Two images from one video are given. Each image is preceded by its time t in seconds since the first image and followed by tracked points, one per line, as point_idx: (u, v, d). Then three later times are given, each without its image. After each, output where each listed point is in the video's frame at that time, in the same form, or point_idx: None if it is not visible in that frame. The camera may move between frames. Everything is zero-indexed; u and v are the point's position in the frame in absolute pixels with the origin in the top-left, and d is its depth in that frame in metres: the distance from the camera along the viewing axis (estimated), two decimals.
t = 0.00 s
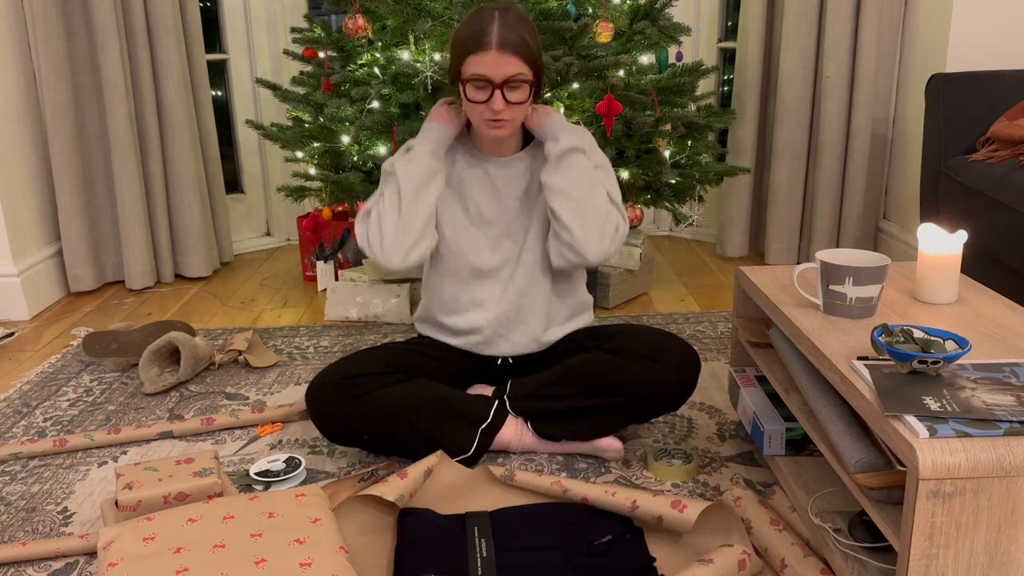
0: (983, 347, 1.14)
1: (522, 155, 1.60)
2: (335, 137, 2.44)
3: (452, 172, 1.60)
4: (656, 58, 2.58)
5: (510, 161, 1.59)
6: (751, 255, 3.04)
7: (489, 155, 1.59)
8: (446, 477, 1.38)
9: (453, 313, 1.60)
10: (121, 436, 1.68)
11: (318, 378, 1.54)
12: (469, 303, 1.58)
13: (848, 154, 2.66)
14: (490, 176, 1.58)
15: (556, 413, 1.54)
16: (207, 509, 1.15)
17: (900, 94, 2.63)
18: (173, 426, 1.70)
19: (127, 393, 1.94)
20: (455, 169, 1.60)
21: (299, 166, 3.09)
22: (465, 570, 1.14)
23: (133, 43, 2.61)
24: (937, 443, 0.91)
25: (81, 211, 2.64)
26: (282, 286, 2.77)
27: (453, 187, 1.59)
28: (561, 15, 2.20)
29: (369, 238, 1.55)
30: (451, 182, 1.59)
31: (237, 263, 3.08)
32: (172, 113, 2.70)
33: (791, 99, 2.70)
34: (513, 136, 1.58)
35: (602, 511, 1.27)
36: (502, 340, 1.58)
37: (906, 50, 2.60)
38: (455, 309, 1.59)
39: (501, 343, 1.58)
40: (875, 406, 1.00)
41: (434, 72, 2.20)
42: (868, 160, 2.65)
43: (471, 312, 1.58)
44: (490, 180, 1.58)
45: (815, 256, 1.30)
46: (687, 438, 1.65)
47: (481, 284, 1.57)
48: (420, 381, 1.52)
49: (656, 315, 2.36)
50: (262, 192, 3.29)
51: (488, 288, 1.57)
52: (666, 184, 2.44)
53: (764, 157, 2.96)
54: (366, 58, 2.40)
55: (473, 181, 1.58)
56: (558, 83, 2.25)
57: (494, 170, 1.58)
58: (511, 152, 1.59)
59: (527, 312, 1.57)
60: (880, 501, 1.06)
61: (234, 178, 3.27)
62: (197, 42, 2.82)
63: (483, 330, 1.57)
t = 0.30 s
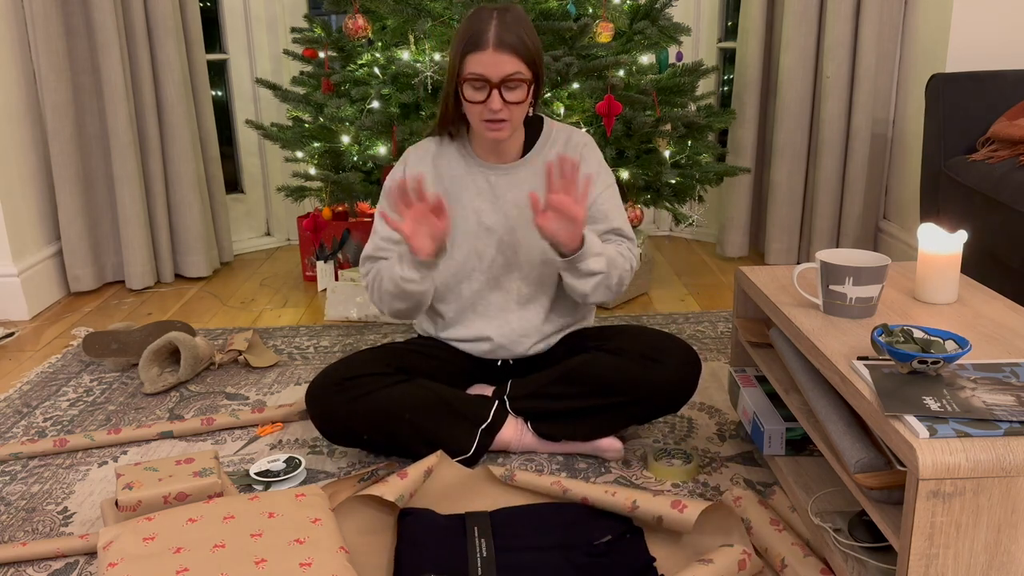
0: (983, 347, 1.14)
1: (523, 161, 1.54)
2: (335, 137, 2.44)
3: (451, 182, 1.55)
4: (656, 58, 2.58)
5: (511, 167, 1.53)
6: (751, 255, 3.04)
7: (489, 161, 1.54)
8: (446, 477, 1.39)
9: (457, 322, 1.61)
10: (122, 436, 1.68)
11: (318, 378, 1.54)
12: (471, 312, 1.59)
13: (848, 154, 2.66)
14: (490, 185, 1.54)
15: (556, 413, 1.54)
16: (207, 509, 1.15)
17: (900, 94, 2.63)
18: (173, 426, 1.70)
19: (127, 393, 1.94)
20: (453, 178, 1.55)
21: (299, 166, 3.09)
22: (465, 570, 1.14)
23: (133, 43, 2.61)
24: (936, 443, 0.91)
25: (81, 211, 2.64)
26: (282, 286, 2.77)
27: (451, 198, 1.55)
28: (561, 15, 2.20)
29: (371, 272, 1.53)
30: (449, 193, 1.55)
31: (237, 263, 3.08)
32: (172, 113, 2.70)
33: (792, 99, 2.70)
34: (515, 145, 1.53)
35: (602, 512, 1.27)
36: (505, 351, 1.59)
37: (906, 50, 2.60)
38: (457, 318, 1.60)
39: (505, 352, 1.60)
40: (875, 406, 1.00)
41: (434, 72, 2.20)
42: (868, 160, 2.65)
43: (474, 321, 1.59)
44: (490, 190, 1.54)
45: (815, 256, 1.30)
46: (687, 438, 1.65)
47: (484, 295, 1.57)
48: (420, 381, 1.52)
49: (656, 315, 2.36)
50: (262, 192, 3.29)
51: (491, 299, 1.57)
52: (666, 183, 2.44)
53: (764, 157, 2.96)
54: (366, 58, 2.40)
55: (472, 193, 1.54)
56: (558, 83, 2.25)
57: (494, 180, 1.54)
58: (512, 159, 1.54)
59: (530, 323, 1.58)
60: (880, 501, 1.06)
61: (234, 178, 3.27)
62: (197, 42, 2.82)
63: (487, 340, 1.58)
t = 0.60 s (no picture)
0: (983, 347, 1.14)
1: (523, 166, 1.54)
2: (335, 137, 2.45)
3: (450, 188, 1.56)
4: (656, 58, 2.58)
5: (510, 173, 1.54)
6: (751, 255, 3.04)
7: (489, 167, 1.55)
8: (446, 477, 1.39)
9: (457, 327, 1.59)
10: (122, 436, 1.68)
11: (319, 379, 1.54)
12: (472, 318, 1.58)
13: (848, 154, 2.66)
14: (489, 191, 1.54)
15: (556, 413, 1.54)
16: (207, 509, 1.15)
17: (900, 94, 2.63)
18: (173, 426, 1.70)
19: (127, 393, 1.94)
20: (452, 184, 1.56)
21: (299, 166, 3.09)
22: (465, 570, 1.14)
23: (133, 43, 2.61)
24: (937, 442, 0.91)
25: (81, 211, 2.64)
26: (282, 286, 2.77)
27: (451, 204, 1.56)
28: (561, 15, 2.21)
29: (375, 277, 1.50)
30: (449, 199, 1.56)
31: (237, 263, 3.08)
32: (172, 113, 2.70)
33: (791, 99, 2.70)
34: (515, 151, 1.54)
35: (602, 511, 1.27)
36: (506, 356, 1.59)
37: (906, 50, 2.60)
38: (458, 323, 1.59)
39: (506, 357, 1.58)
40: (875, 406, 1.00)
41: (435, 72, 2.20)
42: (868, 160, 2.65)
43: (475, 327, 1.58)
44: (490, 196, 1.54)
45: (815, 255, 1.30)
46: (686, 438, 1.65)
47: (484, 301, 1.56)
48: (420, 382, 1.52)
49: (656, 315, 2.36)
50: (262, 193, 3.29)
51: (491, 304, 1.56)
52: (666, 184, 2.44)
53: (764, 157, 2.96)
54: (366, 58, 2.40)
55: (472, 198, 1.54)
56: (558, 83, 2.25)
57: (493, 185, 1.54)
58: (512, 164, 1.55)
59: (530, 328, 1.57)
60: (880, 501, 1.06)
61: (234, 178, 3.27)
62: (197, 42, 2.82)
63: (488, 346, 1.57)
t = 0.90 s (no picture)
0: (983, 347, 1.14)
1: (523, 175, 1.51)
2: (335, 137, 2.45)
3: (451, 197, 1.53)
4: (656, 58, 2.58)
5: (511, 182, 1.51)
6: (751, 255, 3.04)
7: (490, 177, 1.51)
8: (446, 477, 1.39)
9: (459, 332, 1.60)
10: (122, 436, 1.68)
11: (319, 379, 1.54)
12: (473, 324, 1.58)
13: (848, 154, 2.66)
14: (490, 201, 1.52)
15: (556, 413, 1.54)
16: (207, 509, 1.15)
17: (900, 94, 2.63)
18: (173, 426, 1.70)
19: (127, 393, 1.94)
20: (452, 193, 1.53)
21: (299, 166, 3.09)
22: (465, 570, 1.14)
23: (133, 43, 2.61)
24: (937, 443, 0.91)
25: (81, 211, 2.64)
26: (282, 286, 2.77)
27: (451, 213, 1.53)
28: (561, 15, 2.21)
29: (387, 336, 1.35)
30: (450, 208, 1.53)
31: (237, 263, 3.08)
32: (172, 113, 2.70)
33: (791, 99, 2.70)
34: (514, 159, 1.48)
35: (602, 512, 1.28)
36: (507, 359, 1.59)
37: (906, 49, 2.60)
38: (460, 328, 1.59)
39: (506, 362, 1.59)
40: (875, 406, 1.00)
41: (435, 72, 2.20)
42: (868, 160, 2.65)
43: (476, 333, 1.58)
44: (490, 206, 1.52)
45: (815, 256, 1.30)
46: (687, 438, 1.65)
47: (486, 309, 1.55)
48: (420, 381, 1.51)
49: (656, 315, 2.36)
50: (262, 193, 3.29)
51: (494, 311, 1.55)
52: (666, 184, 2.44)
53: (764, 157, 2.96)
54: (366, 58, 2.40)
55: (473, 208, 1.52)
56: (558, 83, 2.25)
57: (493, 195, 1.51)
58: (511, 174, 1.50)
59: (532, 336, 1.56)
60: (880, 501, 1.06)
61: (234, 178, 3.27)
62: (197, 42, 2.82)
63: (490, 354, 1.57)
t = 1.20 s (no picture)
0: (983, 347, 1.14)
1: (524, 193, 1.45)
2: (335, 137, 2.45)
3: (460, 219, 1.47)
4: (656, 58, 2.57)
5: (513, 201, 1.45)
6: (751, 255, 3.04)
7: (491, 196, 1.46)
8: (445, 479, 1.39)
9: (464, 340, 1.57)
10: (121, 436, 1.68)
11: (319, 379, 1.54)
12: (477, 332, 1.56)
13: (848, 155, 2.66)
14: (494, 219, 1.46)
15: (556, 416, 1.53)
16: (207, 509, 1.15)
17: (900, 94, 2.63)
18: (173, 426, 1.70)
19: (127, 393, 1.94)
20: (462, 216, 1.46)
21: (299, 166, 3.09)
22: (465, 570, 1.13)
23: (133, 43, 2.61)
24: (937, 442, 0.91)
25: (81, 211, 2.64)
26: (282, 286, 2.77)
27: (461, 235, 1.47)
28: (561, 15, 2.21)
29: (423, 449, 1.15)
30: (458, 228, 1.47)
31: (237, 263, 3.08)
32: (172, 113, 2.70)
33: (792, 99, 2.70)
34: (515, 176, 1.42)
35: (602, 512, 1.28)
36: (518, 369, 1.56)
37: (906, 49, 2.60)
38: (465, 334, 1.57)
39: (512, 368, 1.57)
40: (875, 406, 1.00)
41: (435, 72, 2.20)
42: (868, 160, 2.65)
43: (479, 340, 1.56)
44: (495, 223, 1.47)
45: (815, 256, 1.30)
46: (687, 438, 1.65)
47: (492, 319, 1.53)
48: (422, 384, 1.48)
49: (656, 315, 2.36)
50: (262, 193, 3.29)
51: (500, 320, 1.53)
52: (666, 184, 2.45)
53: (764, 157, 2.96)
54: (366, 58, 2.40)
55: (481, 227, 1.47)
56: (558, 84, 2.25)
57: (499, 213, 1.46)
58: (515, 191, 1.45)
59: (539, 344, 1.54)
60: (880, 501, 1.06)
61: (234, 178, 3.27)
62: (197, 42, 2.82)
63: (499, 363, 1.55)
